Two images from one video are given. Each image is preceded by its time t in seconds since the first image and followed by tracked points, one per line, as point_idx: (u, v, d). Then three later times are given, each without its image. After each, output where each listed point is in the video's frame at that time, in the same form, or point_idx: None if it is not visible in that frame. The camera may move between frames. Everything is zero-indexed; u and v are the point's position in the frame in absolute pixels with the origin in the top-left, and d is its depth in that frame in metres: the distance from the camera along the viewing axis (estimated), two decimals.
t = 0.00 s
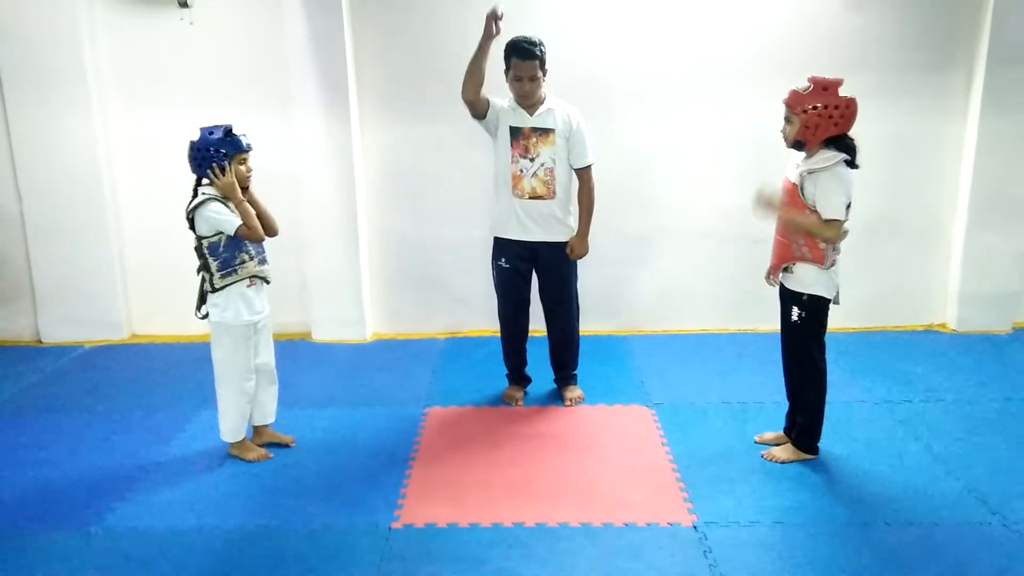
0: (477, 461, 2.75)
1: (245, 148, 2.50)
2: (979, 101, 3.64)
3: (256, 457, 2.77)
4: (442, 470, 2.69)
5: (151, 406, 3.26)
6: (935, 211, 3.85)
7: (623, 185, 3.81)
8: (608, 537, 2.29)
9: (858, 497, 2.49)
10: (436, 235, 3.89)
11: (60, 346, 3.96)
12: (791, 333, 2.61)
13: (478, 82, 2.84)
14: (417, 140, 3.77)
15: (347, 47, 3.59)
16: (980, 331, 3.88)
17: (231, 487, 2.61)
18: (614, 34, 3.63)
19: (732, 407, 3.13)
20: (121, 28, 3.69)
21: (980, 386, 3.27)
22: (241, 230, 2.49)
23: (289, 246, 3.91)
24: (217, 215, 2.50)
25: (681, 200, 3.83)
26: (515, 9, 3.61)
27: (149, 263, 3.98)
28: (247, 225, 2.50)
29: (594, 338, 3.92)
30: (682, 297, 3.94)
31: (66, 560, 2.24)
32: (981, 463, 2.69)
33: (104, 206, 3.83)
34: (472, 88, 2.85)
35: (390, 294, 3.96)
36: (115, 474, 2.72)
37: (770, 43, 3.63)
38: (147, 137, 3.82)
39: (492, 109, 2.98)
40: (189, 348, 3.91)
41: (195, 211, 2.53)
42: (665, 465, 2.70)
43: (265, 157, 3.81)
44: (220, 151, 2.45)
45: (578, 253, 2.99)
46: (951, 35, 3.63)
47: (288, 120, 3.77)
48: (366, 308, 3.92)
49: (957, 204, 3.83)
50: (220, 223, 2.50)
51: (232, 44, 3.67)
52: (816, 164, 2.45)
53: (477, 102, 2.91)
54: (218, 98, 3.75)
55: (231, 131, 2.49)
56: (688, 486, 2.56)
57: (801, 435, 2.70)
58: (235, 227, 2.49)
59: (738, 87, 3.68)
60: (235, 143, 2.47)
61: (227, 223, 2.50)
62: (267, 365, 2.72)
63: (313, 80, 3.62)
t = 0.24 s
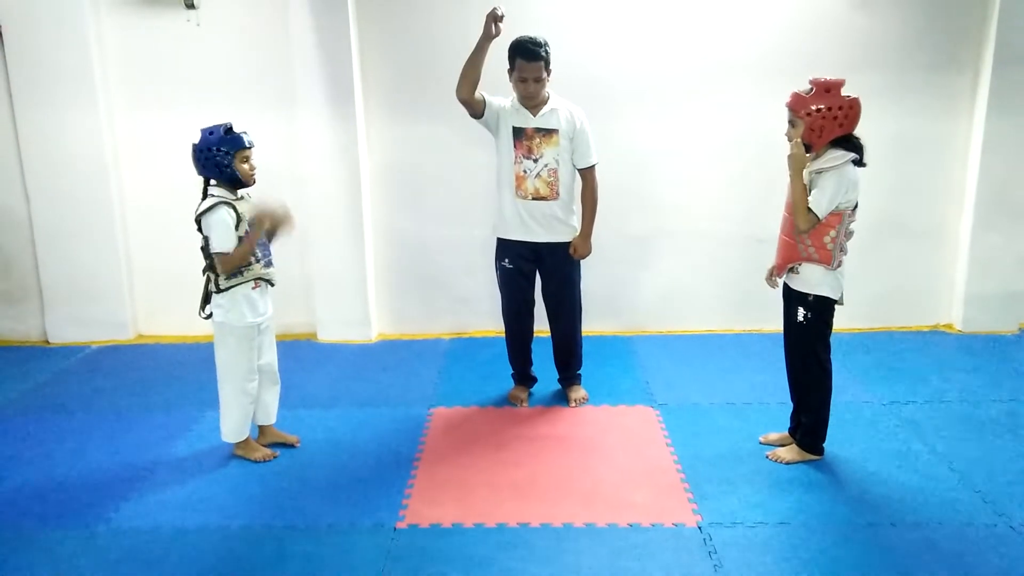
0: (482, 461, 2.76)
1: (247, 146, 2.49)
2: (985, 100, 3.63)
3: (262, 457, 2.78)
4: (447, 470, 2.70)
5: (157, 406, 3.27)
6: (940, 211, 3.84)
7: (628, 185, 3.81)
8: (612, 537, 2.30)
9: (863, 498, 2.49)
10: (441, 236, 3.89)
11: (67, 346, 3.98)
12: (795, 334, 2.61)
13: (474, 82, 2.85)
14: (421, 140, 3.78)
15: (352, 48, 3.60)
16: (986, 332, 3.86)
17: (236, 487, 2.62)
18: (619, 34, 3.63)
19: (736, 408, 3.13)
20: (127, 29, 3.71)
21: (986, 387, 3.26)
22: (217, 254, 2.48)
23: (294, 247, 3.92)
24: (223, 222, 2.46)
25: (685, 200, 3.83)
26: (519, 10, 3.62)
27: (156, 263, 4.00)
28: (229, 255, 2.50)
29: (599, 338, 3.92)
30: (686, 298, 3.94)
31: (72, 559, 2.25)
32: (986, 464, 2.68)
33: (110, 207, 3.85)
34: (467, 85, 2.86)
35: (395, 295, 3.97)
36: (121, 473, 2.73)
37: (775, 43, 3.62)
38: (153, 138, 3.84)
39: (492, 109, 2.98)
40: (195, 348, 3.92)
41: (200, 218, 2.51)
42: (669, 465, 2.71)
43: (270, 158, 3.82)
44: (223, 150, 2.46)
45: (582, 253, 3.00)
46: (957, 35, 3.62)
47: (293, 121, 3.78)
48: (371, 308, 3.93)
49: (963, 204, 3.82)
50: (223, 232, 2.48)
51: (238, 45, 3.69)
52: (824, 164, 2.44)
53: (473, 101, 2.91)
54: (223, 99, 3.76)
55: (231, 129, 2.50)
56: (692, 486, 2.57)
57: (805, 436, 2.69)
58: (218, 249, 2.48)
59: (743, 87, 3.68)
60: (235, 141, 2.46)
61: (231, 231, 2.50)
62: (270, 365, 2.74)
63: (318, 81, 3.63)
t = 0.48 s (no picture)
0: (484, 458, 2.76)
1: (248, 141, 2.50)
2: (987, 99, 3.63)
3: (265, 453, 2.78)
4: (449, 467, 2.71)
5: (159, 403, 3.28)
6: (942, 209, 3.84)
7: (630, 183, 3.81)
8: (615, 534, 2.30)
9: (865, 496, 2.49)
10: (443, 234, 3.90)
11: (68, 343, 3.98)
12: (796, 332, 2.61)
13: (472, 85, 2.86)
14: (423, 139, 3.78)
15: (354, 46, 3.60)
16: (988, 331, 3.86)
17: (239, 484, 2.62)
18: (620, 33, 3.63)
19: (738, 406, 3.13)
20: (129, 27, 3.71)
21: (987, 385, 3.26)
22: (210, 253, 2.45)
23: (296, 245, 3.92)
24: (225, 221, 2.46)
25: (687, 199, 3.83)
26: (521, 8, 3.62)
27: (158, 261, 4.01)
28: (223, 261, 2.47)
29: (601, 336, 3.93)
30: (688, 296, 3.95)
31: (75, 556, 2.26)
32: (988, 461, 2.68)
33: (112, 205, 3.85)
34: (465, 89, 2.87)
35: (397, 293, 3.97)
36: (124, 470, 2.74)
37: (776, 41, 3.63)
38: (155, 136, 3.84)
39: (491, 110, 2.99)
40: (197, 346, 3.93)
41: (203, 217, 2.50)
42: (671, 463, 2.71)
43: (272, 156, 3.82)
44: (225, 147, 2.46)
45: (583, 250, 3.03)
46: (959, 34, 3.62)
47: (295, 119, 3.78)
48: (373, 306, 3.93)
49: (965, 203, 3.82)
50: (225, 234, 2.47)
51: (240, 43, 3.69)
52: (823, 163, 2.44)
53: (472, 105, 2.93)
54: (225, 97, 3.77)
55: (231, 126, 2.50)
56: (694, 484, 2.57)
57: (807, 433, 2.69)
58: (215, 248, 2.46)
59: (744, 86, 3.68)
60: (236, 137, 2.47)
61: (230, 234, 2.49)
62: (277, 362, 2.73)
63: (320, 79, 3.64)
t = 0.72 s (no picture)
0: (486, 461, 2.77)
1: (256, 145, 2.51)
2: (992, 101, 3.62)
3: (268, 455, 2.79)
4: (452, 469, 2.71)
5: (164, 405, 3.29)
6: (947, 212, 3.83)
7: (633, 186, 3.81)
8: (617, 538, 2.30)
9: (868, 500, 2.49)
10: (446, 236, 3.90)
11: (74, 345, 4.00)
12: (800, 336, 2.61)
13: (478, 88, 2.84)
14: (427, 141, 3.79)
15: (358, 49, 3.61)
16: (993, 333, 3.85)
17: (243, 485, 2.64)
18: (624, 35, 3.63)
19: (742, 409, 3.13)
20: (135, 30, 3.73)
21: (992, 389, 3.25)
22: (222, 255, 2.45)
23: (301, 248, 3.93)
24: (235, 224, 2.47)
25: (691, 201, 3.83)
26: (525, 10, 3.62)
27: (163, 263, 4.02)
28: (234, 264, 2.48)
29: (604, 339, 3.93)
30: (691, 299, 3.95)
31: (80, 557, 2.27)
32: (992, 465, 2.68)
33: (118, 207, 3.87)
34: (471, 91, 2.85)
35: (400, 295, 3.98)
36: (128, 472, 2.75)
37: (781, 44, 3.62)
38: (161, 139, 3.86)
39: (496, 112, 2.98)
40: (201, 347, 3.94)
41: (213, 220, 2.50)
42: (674, 466, 2.71)
43: (277, 158, 3.83)
44: (234, 150, 2.47)
45: (587, 254, 3.02)
46: (964, 36, 3.61)
47: (300, 121, 3.79)
48: (377, 308, 3.94)
49: (969, 205, 3.81)
50: (236, 237, 2.47)
51: (245, 46, 3.70)
52: (826, 166, 2.44)
53: (478, 107, 2.90)
54: (230, 100, 3.78)
55: (240, 129, 2.51)
56: (697, 487, 2.57)
57: (811, 437, 2.69)
58: (228, 251, 2.46)
59: (748, 89, 3.68)
60: (245, 140, 2.48)
61: (240, 236, 2.49)
62: (284, 364, 2.74)
63: (325, 82, 3.65)
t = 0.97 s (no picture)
0: (485, 450, 2.77)
1: (258, 133, 2.50)
2: (992, 93, 3.61)
3: (269, 444, 2.80)
4: (451, 459, 2.72)
5: (162, 394, 3.29)
6: (946, 203, 3.83)
7: (633, 176, 3.80)
8: (615, 527, 2.31)
9: (865, 490, 2.49)
10: (445, 226, 3.89)
11: (71, 334, 4.00)
12: (800, 327, 2.61)
13: (479, 76, 2.83)
14: (426, 130, 3.78)
15: (357, 37, 3.59)
16: (990, 325, 3.86)
17: (241, 475, 2.64)
18: (624, 25, 3.61)
19: (740, 399, 3.14)
20: (132, 17, 3.70)
21: (989, 380, 3.26)
22: (227, 241, 2.45)
23: (299, 237, 3.92)
24: (236, 211, 2.46)
25: (690, 192, 3.82)
26: None
27: (160, 252, 4.01)
28: (241, 251, 2.47)
29: (603, 329, 3.93)
30: (690, 289, 3.95)
31: (78, 546, 2.27)
32: (989, 455, 2.69)
33: (115, 196, 3.85)
34: (471, 79, 2.84)
35: (399, 285, 3.98)
36: (127, 461, 2.75)
37: (781, 34, 3.61)
38: (158, 127, 3.84)
39: (497, 101, 2.97)
40: (199, 337, 3.93)
41: (213, 207, 2.50)
42: (672, 455, 2.71)
43: (275, 147, 3.82)
44: (235, 138, 2.46)
45: (586, 243, 3.02)
46: (965, 27, 3.60)
47: (298, 110, 3.78)
48: (375, 298, 3.94)
49: (969, 197, 3.81)
50: (238, 224, 2.46)
51: (243, 34, 3.68)
52: (823, 158, 2.43)
53: (478, 95, 2.89)
54: (228, 89, 3.76)
55: (243, 117, 2.50)
56: (695, 476, 2.58)
57: (809, 427, 2.70)
58: (231, 238, 2.45)
59: (748, 79, 3.67)
60: (246, 128, 2.47)
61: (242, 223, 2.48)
62: (287, 350, 2.75)
63: (323, 70, 3.63)
